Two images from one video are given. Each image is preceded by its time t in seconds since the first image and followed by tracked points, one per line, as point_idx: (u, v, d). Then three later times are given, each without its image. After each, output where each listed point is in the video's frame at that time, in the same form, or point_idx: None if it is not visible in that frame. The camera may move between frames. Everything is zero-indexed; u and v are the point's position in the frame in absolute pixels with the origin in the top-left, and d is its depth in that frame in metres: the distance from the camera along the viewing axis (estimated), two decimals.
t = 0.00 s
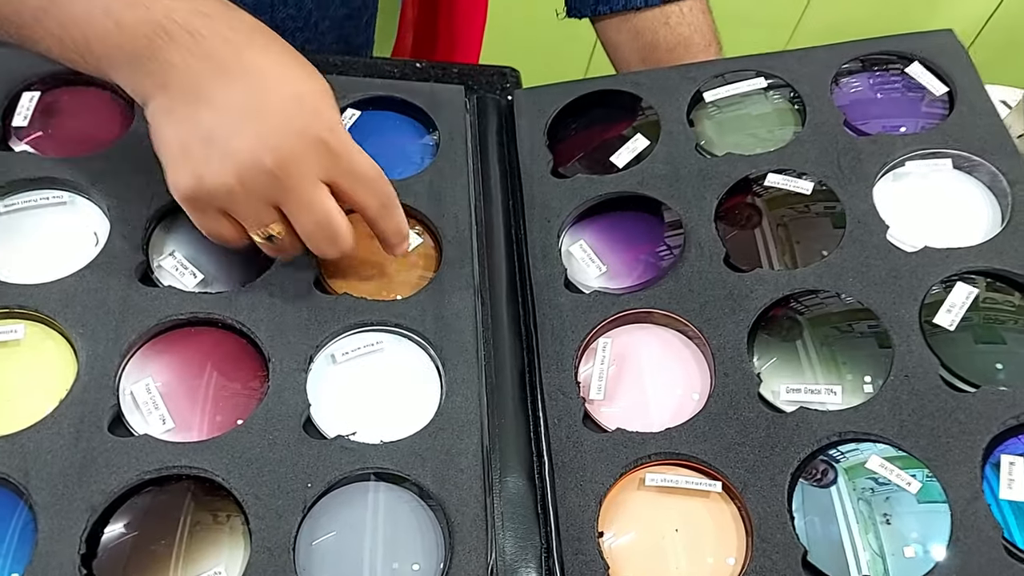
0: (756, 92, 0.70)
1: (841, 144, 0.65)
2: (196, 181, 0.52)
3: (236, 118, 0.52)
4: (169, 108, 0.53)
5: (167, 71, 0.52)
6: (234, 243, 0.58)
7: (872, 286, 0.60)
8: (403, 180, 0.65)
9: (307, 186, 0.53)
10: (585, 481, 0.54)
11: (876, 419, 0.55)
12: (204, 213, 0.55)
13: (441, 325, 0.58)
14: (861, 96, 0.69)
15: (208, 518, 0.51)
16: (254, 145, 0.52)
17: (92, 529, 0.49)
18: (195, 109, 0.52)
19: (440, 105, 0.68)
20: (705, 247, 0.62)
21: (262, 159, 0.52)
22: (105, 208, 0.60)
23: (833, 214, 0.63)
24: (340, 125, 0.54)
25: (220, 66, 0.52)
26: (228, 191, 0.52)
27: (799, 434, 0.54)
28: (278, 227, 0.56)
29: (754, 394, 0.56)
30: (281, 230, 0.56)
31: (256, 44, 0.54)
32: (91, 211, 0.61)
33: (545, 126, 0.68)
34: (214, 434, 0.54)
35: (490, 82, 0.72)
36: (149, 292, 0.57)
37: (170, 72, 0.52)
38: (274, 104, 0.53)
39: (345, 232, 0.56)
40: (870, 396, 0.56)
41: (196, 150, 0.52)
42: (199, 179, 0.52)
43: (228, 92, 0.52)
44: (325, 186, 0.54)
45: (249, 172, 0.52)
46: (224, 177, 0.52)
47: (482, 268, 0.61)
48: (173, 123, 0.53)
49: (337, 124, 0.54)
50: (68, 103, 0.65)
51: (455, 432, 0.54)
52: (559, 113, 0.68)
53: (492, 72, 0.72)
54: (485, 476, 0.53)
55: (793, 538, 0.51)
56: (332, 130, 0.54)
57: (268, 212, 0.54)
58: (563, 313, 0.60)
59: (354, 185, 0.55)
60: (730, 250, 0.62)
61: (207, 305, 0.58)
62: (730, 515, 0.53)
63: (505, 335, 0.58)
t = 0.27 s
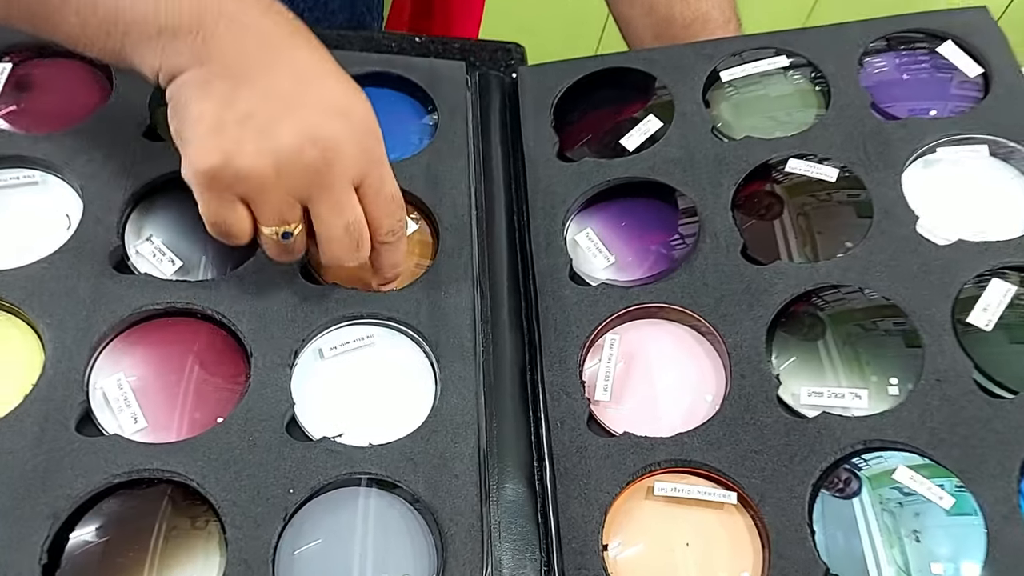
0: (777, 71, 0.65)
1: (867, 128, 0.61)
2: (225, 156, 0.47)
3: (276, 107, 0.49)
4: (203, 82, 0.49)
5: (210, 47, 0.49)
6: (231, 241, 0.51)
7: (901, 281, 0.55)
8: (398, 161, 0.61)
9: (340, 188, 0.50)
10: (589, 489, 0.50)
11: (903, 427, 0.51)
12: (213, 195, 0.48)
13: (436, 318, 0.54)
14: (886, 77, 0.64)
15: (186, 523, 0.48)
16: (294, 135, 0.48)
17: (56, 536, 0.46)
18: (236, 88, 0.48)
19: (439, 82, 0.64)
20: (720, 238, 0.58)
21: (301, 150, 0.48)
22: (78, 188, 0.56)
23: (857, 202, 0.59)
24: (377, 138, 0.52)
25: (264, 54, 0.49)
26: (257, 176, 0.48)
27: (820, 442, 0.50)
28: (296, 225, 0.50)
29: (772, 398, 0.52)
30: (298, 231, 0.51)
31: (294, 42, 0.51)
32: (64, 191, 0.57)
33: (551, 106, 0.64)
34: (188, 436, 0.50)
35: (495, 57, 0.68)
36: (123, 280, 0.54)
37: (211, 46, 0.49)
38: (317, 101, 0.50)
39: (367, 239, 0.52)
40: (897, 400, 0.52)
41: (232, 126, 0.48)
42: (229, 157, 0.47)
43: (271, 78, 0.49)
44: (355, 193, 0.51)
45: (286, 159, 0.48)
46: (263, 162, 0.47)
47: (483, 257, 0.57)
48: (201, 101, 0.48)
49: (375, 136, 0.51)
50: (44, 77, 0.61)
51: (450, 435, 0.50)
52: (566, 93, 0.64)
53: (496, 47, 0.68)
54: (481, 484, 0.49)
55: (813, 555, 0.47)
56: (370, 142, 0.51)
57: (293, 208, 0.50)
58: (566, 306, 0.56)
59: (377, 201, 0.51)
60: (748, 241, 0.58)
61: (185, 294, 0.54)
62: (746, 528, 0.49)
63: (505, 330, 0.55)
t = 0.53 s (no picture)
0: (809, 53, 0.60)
1: (903, 117, 0.56)
2: (169, 144, 0.44)
3: (227, 84, 0.44)
4: (151, 57, 0.45)
5: (163, 18, 0.45)
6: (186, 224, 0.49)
7: (939, 287, 0.51)
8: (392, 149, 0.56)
9: (299, 175, 0.46)
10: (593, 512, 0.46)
11: (940, 449, 0.46)
12: (160, 184, 0.45)
13: (431, 321, 0.50)
14: (919, 60, 0.59)
15: (155, 540, 0.44)
16: (246, 117, 0.44)
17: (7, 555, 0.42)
18: (186, 64, 0.45)
19: (438, 62, 0.59)
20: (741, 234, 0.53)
21: (253, 133, 0.44)
22: (44, 168, 0.52)
23: (888, 196, 0.54)
24: (346, 116, 0.47)
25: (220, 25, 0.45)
26: (204, 162, 0.44)
27: (847, 465, 0.46)
28: (253, 213, 0.47)
29: (796, 414, 0.47)
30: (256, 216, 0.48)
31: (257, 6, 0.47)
32: (29, 170, 0.52)
33: (559, 88, 0.59)
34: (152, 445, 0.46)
35: (500, 35, 0.63)
36: (89, 271, 0.49)
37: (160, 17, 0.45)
38: (276, 78, 0.45)
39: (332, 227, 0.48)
40: (933, 418, 0.47)
41: (179, 108, 0.44)
42: (174, 146, 0.44)
43: (224, 51, 0.45)
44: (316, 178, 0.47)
45: (236, 144, 0.44)
46: (208, 150, 0.44)
47: (481, 252, 0.53)
48: (148, 78, 0.45)
49: (343, 113, 0.47)
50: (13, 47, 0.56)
51: (440, 449, 0.46)
52: (576, 74, 0.60)
53: (502, 22, 0.63)
54: (474, 504, 0.45)
55: None
56: (337, 121, 0.46)
57: (247, 196, 0.46)
58: (571, 307, 0.51)
59: (341, 187, 0.47)
60: (771, 238, 0.54)
61: (157, 288, 0.50)
62: (767, 558, 0.45)
63: (504, 333, 0.50)
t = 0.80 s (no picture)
0: (849, 58, 0.56)
1: (953, 131, 0.51)
2: (154, 145, 0.40)
3: (220, 78, 0.40)
4: (134, 44, 0.41)
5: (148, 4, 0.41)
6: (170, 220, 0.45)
7: (989, 323, 0.46)
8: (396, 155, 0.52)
9: (295, 178, 0.41)
10: (603, 564, 0.42)
11: (987, 507, 0.42)
12: (140, 182, 0.41)
13: (432, 345, 0.46)
14: (962, 70, 0.54)
15: None
16: (239, 117, 0.40)
17: None
18: (173, 57, 0.41)
19: (448, 60, 0.55)
20: (772, 256, 0.49)
21: (247, 135, 0.40)
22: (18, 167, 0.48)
23: (929, 217, 0.50)
24: (349, 112, 0.43)
25: (211, 10, 0.41)
26: (189, 166, 0.40)
27: (884, 521, 0.42)
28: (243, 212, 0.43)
29: (828, 462, 0.43)
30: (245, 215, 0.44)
31: None
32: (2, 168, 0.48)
33: (579, 91, 0.55)
34: (125, 480, 0.42)
35: (516, 31, 0.59)
36: (62, 283, 0.45)
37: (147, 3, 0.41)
38: (271, 74, 0.41)
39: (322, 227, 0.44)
40: (979, 464, 0.44)
41: (166, 106, 0.40)
42: (160, 146, 0.40)
43: (214, 44, 0.41)
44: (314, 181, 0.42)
45: (228, 148, 0.40)
46: (197, 151, 0.40)
47: (490, 271, 0.50)
48: (132, 67, 0.41)
49: (345, 111, 0.42)
50: None
51: (437, 490, 0.42)
52: (597, 76, 0.55)
53: (518, 18, 0.60)
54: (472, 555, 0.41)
55: None
56: (337, 118, 0.42)
57: (240, 197, 0.42)
58: (586, 332, 0.47)
59: (342, 191, 0.43)
60: (805, 262, 0.49)
61: (136, 303, 0.46)
62: None
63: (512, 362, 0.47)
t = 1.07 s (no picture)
0: (908, 76, 0.50)
1: None
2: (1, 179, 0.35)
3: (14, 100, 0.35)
4: None
5: None
6: (155, 226, 0.43)
7: None
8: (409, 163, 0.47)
9: (109, 248, 0.37)
10: None
11: None
12: (135, 224, 0.39)
13: (440, 384, 0.41)
14: None
15: None
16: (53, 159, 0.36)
17: None
18: None
19: (469, 61, 0.50)
20: (823, 296, 0.43)
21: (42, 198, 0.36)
22: None
23: (995, 254, 0.46)
24: (136, 177, 0.38)
25: None
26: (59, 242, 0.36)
27: None
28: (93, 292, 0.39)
29: (881, 543, 0.38)
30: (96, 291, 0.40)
31: None
32: None
33: (614, 101, 0.49)
34: (89, 532, 0.39)
35: (546, 33, 0.54)
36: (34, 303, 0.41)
37: None
38: (75, 80, 0.36)
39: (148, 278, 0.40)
40: None
41: None
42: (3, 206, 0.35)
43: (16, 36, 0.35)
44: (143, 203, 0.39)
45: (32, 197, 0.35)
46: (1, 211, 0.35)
47: (508, 299, 0.45)
48: (127, 108, 0.40)
49: (139, 150, 0.39)
50: None
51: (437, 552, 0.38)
52: (634, 84, 0.50)
53: (549, 18, 0.54)
54: None
55: None
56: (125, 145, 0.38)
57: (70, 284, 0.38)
58: (612, 375, 0.42)
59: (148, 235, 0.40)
60: (862, 304, 0.45)
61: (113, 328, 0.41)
62: None
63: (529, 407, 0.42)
